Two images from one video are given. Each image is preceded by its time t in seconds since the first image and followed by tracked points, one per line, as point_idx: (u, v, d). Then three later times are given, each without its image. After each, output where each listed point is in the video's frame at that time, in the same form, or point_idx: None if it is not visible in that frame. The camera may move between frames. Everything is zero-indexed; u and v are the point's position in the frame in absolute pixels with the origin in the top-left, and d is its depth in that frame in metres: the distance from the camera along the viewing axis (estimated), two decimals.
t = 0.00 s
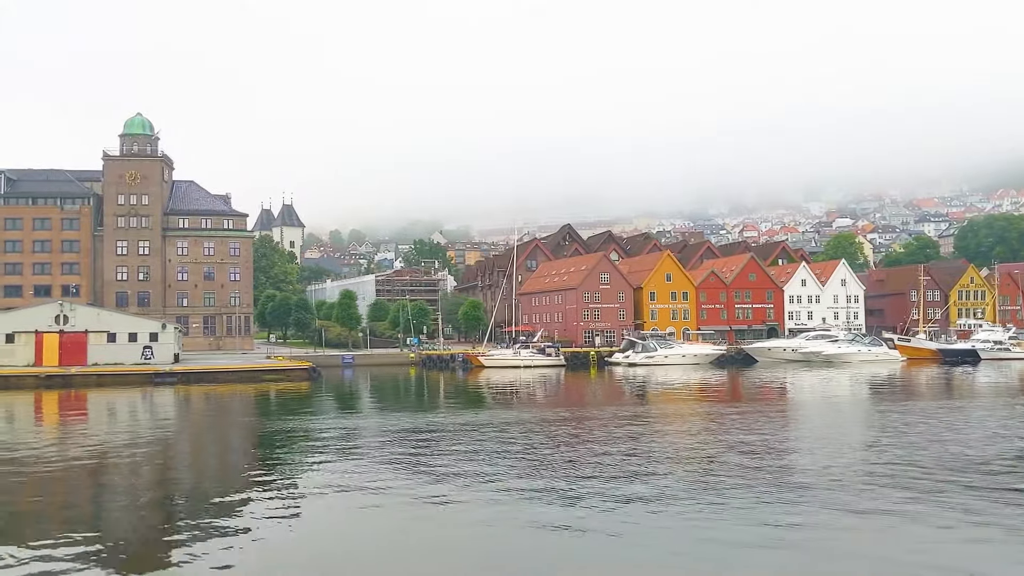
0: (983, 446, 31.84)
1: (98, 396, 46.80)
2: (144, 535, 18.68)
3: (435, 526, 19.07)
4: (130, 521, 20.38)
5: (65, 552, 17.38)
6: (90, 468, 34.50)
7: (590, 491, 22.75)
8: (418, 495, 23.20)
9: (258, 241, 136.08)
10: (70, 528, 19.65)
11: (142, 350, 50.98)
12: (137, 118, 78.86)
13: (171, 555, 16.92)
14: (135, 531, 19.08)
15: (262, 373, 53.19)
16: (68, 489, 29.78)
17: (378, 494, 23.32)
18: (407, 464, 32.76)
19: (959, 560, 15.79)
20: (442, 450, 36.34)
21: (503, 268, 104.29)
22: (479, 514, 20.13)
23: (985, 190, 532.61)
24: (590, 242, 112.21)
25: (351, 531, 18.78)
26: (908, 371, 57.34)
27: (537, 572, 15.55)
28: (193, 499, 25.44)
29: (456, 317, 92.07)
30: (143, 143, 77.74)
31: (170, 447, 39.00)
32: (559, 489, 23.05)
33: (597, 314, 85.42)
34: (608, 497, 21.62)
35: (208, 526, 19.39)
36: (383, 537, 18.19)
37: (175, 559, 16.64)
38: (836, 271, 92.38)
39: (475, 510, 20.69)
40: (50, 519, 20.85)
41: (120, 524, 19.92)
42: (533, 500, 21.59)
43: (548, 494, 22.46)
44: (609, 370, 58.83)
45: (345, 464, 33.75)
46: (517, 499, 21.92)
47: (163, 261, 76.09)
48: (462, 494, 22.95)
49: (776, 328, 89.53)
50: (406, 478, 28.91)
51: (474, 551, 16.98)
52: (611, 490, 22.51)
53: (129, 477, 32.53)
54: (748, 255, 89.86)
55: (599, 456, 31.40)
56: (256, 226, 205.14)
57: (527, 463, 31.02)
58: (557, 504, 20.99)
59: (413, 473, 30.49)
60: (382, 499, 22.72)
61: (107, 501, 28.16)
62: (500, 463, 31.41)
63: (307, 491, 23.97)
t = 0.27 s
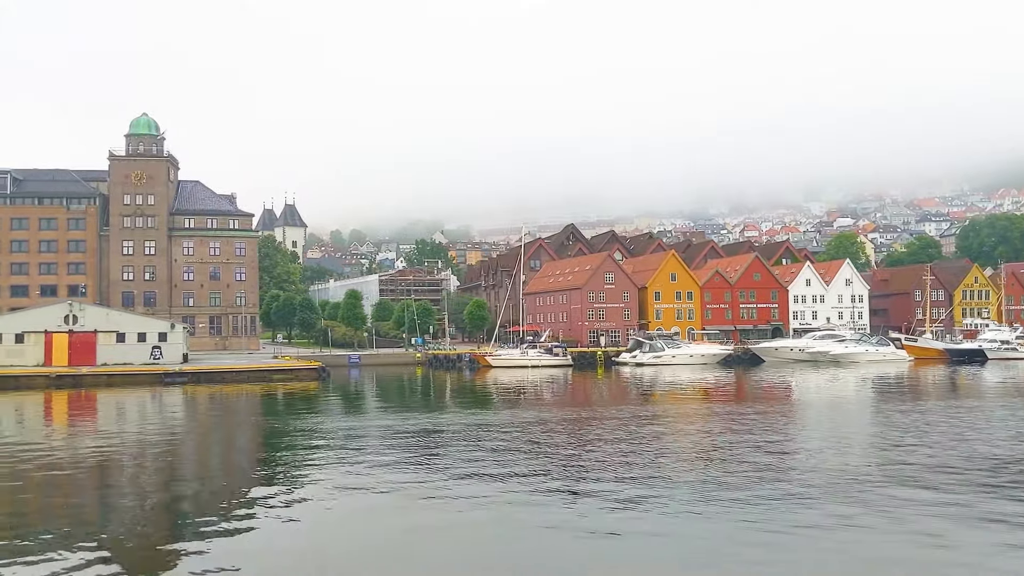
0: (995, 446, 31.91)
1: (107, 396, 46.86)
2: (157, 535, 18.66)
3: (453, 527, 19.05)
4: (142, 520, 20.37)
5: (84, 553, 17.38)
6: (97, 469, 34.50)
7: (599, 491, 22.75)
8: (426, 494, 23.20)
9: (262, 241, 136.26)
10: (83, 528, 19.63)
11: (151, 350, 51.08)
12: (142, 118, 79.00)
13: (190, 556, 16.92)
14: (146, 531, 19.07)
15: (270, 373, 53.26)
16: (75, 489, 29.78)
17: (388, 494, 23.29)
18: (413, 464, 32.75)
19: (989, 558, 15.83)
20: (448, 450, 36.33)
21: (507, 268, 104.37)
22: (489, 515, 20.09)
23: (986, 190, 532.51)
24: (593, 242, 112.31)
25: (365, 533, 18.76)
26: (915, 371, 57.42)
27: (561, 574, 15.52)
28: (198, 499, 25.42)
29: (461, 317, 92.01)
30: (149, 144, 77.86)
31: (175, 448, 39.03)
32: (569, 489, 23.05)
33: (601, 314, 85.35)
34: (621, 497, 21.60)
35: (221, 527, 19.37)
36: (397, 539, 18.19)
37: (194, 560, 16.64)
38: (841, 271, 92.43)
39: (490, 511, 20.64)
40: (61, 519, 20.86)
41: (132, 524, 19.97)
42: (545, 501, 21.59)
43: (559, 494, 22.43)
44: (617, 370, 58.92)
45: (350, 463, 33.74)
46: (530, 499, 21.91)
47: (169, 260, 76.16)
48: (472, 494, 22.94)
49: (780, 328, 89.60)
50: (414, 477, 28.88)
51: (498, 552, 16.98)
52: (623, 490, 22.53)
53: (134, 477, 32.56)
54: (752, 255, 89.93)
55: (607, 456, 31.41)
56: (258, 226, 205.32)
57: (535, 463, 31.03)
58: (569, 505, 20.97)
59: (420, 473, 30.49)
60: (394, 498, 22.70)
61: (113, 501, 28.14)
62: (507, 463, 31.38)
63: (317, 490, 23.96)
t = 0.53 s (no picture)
0: (1013, 445, 31.89)
1: (122, 396, 46.92)
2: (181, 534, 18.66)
3: (479, 527, 19.04)
4: (163, 519, 20.37)
5: (109, 552, 17.38)
6: (111, 468, 34.56)
7: (619, 489, 22.73)
8: (443, 493, 23.18)
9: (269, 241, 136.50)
10: (105, 527, 19.63)
11: (165, 350, 51.23)
12: (153, 119, 79.24)
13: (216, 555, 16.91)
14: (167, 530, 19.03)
15: (283, 373, 53.34)
16: (90, 488, 29.83)
17: (405, 493, 23.28)
18: (426, 463, 32.78)
19: None
20: (459, 449, 36.36)
21: (515, 268, 104.41)
22: (513, 514, 20.07)
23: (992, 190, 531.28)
24: (601, 241, 112.33)
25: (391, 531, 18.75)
26: (927, 370, 57.38)
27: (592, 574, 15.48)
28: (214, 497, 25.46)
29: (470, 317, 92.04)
30: (159, 144, 78.10)
31: (187, 448, 39.07)
32: (588, 488, 23.04)
33: (610, 314, 85.18)
34: (642, 496, 21.58)
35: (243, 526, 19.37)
36: (422, 538, 18.16)
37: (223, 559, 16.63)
38: (850, 271, 92.33)
39: (513, 510, 20.64)
40: (81, 517, 20.87)
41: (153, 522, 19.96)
42: (566, 500, 21.56)
43: (579, 493, 22.42)
44: (628, 370, 58.97)
45: (362, 463, 33.77)
46: (551, 498, 21.89)
47: (180, 261, 76.34)
48: (491, 492, 22.93)
49: (789, 327, 89.55)
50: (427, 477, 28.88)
51: (528, 552, 16.95)
52: (643, 489, 22.51)
53: (148, 476, 32.61)
54: (761, 255, 89.88)
55: (621, 455, 31.39)
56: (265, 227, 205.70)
57: (548, 462, 31.02)
58: (591, 503, 20.97)
59: (433, 472, 30.50)
60: (414, 497, 22.69)
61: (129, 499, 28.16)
62: (520, 462, 31.40)
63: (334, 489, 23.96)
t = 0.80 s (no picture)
0: None
1: (140, 395, 47.06)
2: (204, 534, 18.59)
3: (507, 525, 18.91)
4: (185, 518, 20.32)
5: (135, 552, 17.30)
6: (128, 468, 34.58)
7: (643, 488, 22.57)
8: (465, 493, 23.08)
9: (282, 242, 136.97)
10: (128, 527, 19.58)
11: (183, 350, 51.45)
12: (168, 120, 79.53)
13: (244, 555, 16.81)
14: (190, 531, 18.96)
15: (304, 373, 53.78)
16: (109, 487, 29.91)
17: (425, 493, 23.17)
18: (443, 463, 32.69)
19: None
20: (476, 449, 36.26)
21: (527, 268, 104.48)
22: (540, 513, 19.92)
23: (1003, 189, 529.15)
24: (614, 241, 112.32)
25: (416, 531, 18.62)
26: (945, 369, 57.23)
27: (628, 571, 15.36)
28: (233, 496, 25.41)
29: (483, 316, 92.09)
30: (175, 146, 78.39)
31: (203, 448, 39.09)
32: (611, 487, 22.90)
33: (623, 313, 84.99)
34: (668, 494, 21.45)
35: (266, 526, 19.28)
36: (451, 537, 18.01)
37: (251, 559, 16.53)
38: (864, 270, 92.08)
39: (539, 508, 20.51)
40: (103, 516, 20.85)
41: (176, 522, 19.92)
42: (591, 498, 21.42)
43: (603, 491, 22.28)
44: (643, 369, 58.99)
45: (379, 463, 33.71)
46: (574, 496, 21.76)
47: (195, 261, 76.57)
48: (514, 491, 22.82)
49: (803, 327, 89.37)
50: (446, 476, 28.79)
51: (561, 549, 16.80)
52: (667, 488, 22.39)
53: (165, 476, 32.63)
54: (775, 254, 89.71)
55: (641, 454, 31.34)
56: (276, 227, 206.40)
57: (567, 461, 30.90)
58: (616, 501, 20.82)
59: (451, 471, 30.42)
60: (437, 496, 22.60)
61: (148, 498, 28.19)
62: (538, 461, 31.30)
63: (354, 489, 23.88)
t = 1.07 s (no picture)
0: None
1: (161, 395, 47.28)
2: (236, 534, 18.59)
3: (542, 526, 18.80)
4: (214, 518, 20.32)
5: (170, 551, 17.41)
6: (149, 468, 34.67)
7: (673, 488, 22.49)
8: (491, 493, 23.03)
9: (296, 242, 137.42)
10: (158, 526, 19.60)
11: (203, 349, 51.69)
12: (184, 121, 79.79)
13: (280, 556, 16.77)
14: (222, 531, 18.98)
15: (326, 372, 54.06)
16: (132, 486, 30.06)
17: (450, 493, 23.11)
18: (463, 463, 32.65)
19: None
20: (495, 449, 36.25)
21: (542, 267, 104.53)
22: (572, 514, 19.82)
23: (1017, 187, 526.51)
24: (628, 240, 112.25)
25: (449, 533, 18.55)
26: (965, 369, 57.02)
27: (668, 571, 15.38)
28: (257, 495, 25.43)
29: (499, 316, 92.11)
30: (191, 146, 78.62)
31: (222, 448, 39.16)
32: (641, 487, 22.82)
33: (639, 313, 84.91)
34: (700, 495, 21.34)
35: (297, 527, 19.26)
36: (486, 539, 17.92)
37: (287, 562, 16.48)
38: (880, 269, 91.77)
39: (571, 510, 20.40)
40: (131, 516, 20.88)
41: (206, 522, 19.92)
42: (621, 499, 21.32)
43: (631, 492, 22.19)
44: (661, 369, 58.98)
45: (399, 463, 33.71)
46: (603, 497, 21.68)
47: (212, 261, 76.86)
48: (542, 492, 22.74)
49: (819, 326, 89.13)
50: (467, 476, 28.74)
51: (600, 551, 16.70)
52: (696, 488, 22.27)
53: (187, 475, 32.70)
54: (791, 253, 89.47)
55: (664, 454, 31.29)
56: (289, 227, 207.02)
57: (589, 460, 30.87)
58: (649, 502, 20.73)
59: (471, 471, 30.38)
60: (466, 496, 22.55)
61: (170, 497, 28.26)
62: (559, 461, 31.23)
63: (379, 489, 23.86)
